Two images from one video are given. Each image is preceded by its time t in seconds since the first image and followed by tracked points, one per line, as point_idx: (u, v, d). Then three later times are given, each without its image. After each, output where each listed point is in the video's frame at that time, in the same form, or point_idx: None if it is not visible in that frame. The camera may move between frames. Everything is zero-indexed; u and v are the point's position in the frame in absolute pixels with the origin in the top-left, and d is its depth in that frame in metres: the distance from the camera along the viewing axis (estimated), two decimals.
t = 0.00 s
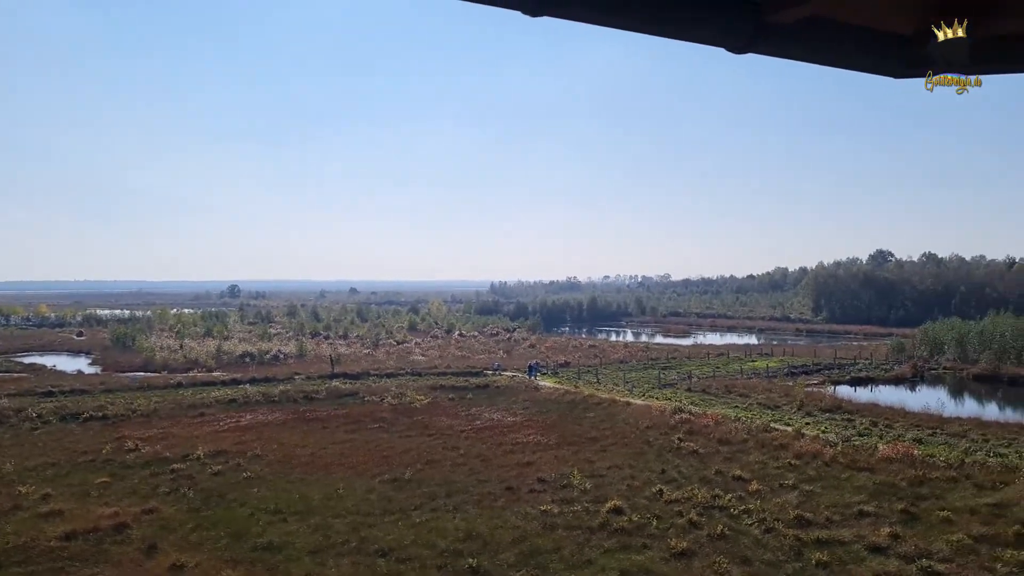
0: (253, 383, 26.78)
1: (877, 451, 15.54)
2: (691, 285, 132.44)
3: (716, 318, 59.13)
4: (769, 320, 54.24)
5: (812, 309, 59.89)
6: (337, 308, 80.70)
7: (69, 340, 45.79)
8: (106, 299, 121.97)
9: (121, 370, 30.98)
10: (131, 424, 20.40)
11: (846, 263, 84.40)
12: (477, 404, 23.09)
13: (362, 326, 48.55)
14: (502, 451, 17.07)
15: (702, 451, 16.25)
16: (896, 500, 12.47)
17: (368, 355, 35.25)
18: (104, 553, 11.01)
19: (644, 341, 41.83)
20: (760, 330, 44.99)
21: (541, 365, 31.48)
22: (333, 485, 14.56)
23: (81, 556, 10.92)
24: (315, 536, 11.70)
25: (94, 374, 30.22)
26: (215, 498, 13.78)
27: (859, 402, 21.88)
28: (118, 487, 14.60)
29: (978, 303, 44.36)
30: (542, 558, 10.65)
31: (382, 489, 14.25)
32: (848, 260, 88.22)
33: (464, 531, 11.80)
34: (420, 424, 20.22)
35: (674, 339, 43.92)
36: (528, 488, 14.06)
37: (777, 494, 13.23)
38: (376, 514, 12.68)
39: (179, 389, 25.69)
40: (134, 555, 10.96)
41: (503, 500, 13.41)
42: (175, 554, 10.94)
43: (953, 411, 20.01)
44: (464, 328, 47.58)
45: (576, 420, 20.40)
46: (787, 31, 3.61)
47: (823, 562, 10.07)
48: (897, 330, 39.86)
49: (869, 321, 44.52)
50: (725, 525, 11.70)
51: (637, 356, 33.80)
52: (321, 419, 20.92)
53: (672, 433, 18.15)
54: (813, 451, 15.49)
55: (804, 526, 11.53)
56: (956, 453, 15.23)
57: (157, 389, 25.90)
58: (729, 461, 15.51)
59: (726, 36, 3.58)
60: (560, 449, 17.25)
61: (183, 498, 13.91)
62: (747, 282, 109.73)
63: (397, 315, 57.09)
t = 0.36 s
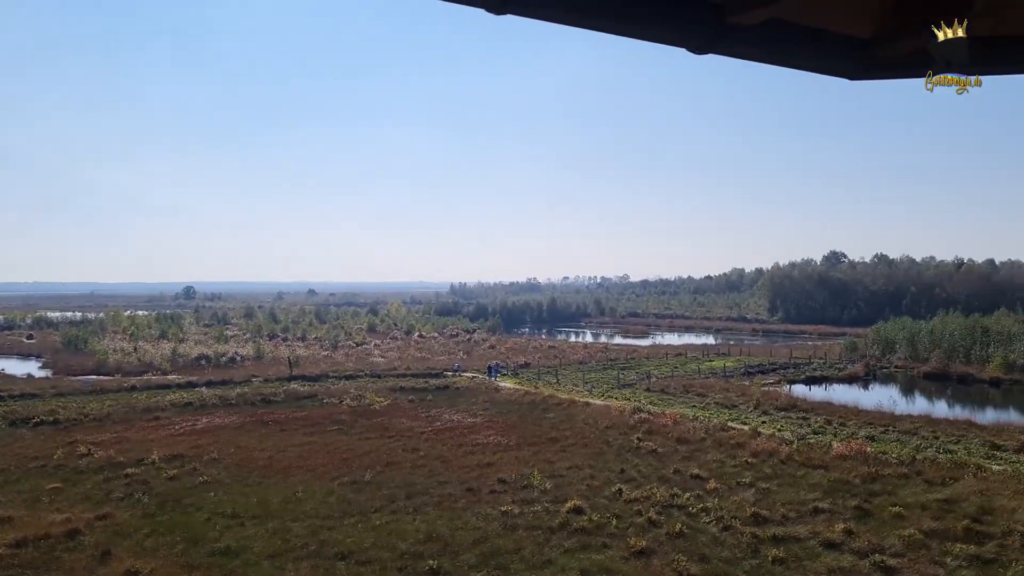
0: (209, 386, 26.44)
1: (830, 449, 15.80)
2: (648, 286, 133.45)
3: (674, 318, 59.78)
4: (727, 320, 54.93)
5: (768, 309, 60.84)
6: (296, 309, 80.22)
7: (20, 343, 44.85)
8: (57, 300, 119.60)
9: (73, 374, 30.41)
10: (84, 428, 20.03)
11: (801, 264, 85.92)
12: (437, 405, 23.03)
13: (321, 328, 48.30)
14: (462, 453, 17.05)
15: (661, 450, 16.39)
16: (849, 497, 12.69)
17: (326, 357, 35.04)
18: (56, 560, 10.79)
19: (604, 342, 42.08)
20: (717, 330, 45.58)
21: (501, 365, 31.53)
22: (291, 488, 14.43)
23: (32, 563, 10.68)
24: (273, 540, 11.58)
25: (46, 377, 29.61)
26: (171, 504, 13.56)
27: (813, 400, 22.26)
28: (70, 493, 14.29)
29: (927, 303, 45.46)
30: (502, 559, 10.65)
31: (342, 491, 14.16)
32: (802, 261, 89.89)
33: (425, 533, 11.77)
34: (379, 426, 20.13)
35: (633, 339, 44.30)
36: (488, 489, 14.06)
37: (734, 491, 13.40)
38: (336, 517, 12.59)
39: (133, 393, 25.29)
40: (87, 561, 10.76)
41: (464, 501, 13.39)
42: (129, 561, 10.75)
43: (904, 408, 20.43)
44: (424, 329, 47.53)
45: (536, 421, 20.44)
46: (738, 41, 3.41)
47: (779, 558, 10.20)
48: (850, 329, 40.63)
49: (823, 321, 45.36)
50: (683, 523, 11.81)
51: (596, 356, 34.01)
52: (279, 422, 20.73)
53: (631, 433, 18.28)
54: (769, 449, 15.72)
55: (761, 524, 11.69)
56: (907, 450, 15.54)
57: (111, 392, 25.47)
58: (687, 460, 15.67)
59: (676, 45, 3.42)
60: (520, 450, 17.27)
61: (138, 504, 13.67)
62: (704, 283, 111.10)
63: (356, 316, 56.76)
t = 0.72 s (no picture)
0: (137, 390, 25.73)
1: (761, 446, 16.16)
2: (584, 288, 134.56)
3: (609, 320, 60.42)
4: (661, 322, 55.72)
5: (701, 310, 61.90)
6: (227, 311, 78.71)
7: None
8: None
9: None
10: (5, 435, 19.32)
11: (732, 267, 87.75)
12: (374, 409, 22.84)
13: (253, 331, 47.49)
14: (399, 455, 16.95)
15: (597, 451, 16.54)
16: (780, 494, 13.01)
17: (259, 360, 34.45)
18: None
19: (541, 344, 42.27)
20: (651, 332, 46.24)
21: (437, 368, 31.43)
22: (224, 494, 14.16)
23: None
24: (205, 548, 11.35)
25: None
26: (98, 512, 13.17)
27: (745, 399, 22.76)
28: None
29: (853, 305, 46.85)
30: (440, 562, 10.61)
31: (277, 496, 13.96)
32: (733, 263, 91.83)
33: (361, 537, 11.67)
34: (315, 430, 19.88)
35: (569, 341, 44.65)
36: (426, 492, 14.01)
37: (669, 490, 13.61)
38: (270, 523, 12.40)
39: (57, 398, 24.49)
40: (8, 573, 10.37)
41: (401, 504, 13.30)
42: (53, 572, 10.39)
43: (832, 407, 21.04)
44: (360, 332, 47.08)
45: (473, 423, 20.42)
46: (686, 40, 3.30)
47: (713, 555, 10.40)
48: (780, 330, 41.63)
49: (754, 322, 46.41)
50: (618, 522, 11.95)
51: (533, 358, 34.16)
52: (211, 426, 20.31)
53: (568, 434, 18.40)
54: (702, 448, 16.02)
55: (694, 521, 11.91)
56: (834, 447, 16.00)
57: (33, 398, 24.62)
58: (623, 460, 15.85)
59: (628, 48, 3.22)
60: (457, 452, 17.24)
61: (63, 513, 13.23)
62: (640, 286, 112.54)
63: (290, 319, 55.97)
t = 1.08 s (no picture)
0: (80, 395, 25.14)
1: (710, 447, 16.38)
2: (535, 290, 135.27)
3: (561, 322, 60.88)
4: (612, 323, 56.27)
5: (651, 312, 62.63)
6: (175, 312, 77.57)
7: None
8: None
9: None
10: None
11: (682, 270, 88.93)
12: (325, 412, 22.62)
13: (202, 333, 46.89)
14: (349, 459, 16.82)
15: (549, 452, 16.59)
16: (728, 493, 13.19)
17: (208, 363, 33.97)
18: None
19: (493, 345, 42.39)
20: (603, 334, 46.65)
21: (390, 369, 31.34)
22: (170, 500, 13.88)
23: None
24: (150, 554, 11.14)
25: None
26: (36, 521, 12.80)
27: (694, 400, 23.08)
28: None
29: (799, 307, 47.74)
30: (391, 565, 10.57)
31: (224, 502, 13.73)
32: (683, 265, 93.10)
33: (311, 542, 11.55)
34: (264, 433, 19.63)
35: (521, 343, 44.87)
36: (377, 495, 13.91)
37: (619, 491, 13.71)
38: (218, 528, 12.22)
39: None
40: None
41: (352, 508, 13.19)
42: None
43: (779, 407, 21.39)
44: (311, 334, 46.72)
45: (425, 425, 20.33)
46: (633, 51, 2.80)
47: (662, 555, 10.51)
48: (728, 331, 42.37)
49: (703, 324, 47.05)
50: (570, 523, 12.03)
51: (485, 360, 34.25)
52: (158, 431, 19.93)
53: (520, 435, 18.42)
54: (653, 449, 16.19)
55: (644, 521, 12.03)
56: (781, 447, 16.27)
57: None
58: (574, 461, 15.92)
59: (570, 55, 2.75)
60: (409, 455, 17.15)
61: None
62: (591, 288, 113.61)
63: (240, 321, 55.40)
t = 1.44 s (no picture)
0: (47, 397, 24.75)
1: (683, 446, 16.47)
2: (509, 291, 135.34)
3: (535, 322, 60.98)
4: (586, 324, 56.47)
5: (625, 312, 62.94)
6: (144, 312, 76.61)
7: None
8: None
9: None
10: None
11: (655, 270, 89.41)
12: (297, 413, 22.47)
13: (173, 334, 46.42)
14: (323, 460, 16.72)
15: (523, 453, 16.59)
16: (701, 493, 13.28)
17: (178, 365, 33.58)
18: None
19: (468, 346, 42.33)
20: (577, 334, 46.74)
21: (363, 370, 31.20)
22: (140, 503, 13.72)
23: None
24: (120, 558, 11.00)
25: None
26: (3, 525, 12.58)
27: (666, 400, 23.21)
28: None
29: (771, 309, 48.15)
30: (365, 567, 10.52)
31: (196, 505, 13.60)
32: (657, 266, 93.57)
33: (284, 544, 11.47)
34: (237, 435, 19.46)
35: (495, 343, 44.87)
36: (350, 497, 13.84)
37: (593, 491, 13.74)
38: (189, 531, 12.10)
39: None
40: None
41: (325, 510, 13.11)
42: None
43: (751, 407, 21.55)
44: (284, 334, 46.34)
45: (399, 426, 20.26)
46: (617, 55, 2.67)
47: (636, 554, 10.55)
48: (700, 331, 42.65)
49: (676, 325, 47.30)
50: (544, 524, 12.03)
51: (459, 360, 34.21)
52: (128, 433, 19.69)
53: (494, 436, 18.41)
54: (627, 449, 16.26)
55: (618, 521, 12.08)
56: (753, 446, 16.39)
57: None
58: (548, 461, 15.94)
59: (547, 61, 2.59)
60: (383, 456, 17.07)
61: None
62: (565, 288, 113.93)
63: (211, 322, 54.91)
